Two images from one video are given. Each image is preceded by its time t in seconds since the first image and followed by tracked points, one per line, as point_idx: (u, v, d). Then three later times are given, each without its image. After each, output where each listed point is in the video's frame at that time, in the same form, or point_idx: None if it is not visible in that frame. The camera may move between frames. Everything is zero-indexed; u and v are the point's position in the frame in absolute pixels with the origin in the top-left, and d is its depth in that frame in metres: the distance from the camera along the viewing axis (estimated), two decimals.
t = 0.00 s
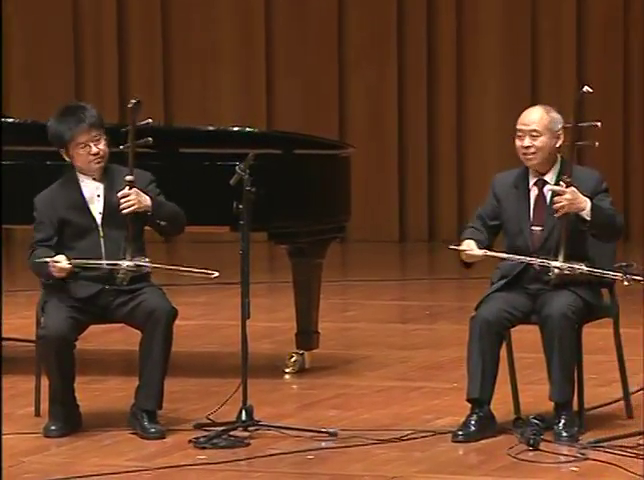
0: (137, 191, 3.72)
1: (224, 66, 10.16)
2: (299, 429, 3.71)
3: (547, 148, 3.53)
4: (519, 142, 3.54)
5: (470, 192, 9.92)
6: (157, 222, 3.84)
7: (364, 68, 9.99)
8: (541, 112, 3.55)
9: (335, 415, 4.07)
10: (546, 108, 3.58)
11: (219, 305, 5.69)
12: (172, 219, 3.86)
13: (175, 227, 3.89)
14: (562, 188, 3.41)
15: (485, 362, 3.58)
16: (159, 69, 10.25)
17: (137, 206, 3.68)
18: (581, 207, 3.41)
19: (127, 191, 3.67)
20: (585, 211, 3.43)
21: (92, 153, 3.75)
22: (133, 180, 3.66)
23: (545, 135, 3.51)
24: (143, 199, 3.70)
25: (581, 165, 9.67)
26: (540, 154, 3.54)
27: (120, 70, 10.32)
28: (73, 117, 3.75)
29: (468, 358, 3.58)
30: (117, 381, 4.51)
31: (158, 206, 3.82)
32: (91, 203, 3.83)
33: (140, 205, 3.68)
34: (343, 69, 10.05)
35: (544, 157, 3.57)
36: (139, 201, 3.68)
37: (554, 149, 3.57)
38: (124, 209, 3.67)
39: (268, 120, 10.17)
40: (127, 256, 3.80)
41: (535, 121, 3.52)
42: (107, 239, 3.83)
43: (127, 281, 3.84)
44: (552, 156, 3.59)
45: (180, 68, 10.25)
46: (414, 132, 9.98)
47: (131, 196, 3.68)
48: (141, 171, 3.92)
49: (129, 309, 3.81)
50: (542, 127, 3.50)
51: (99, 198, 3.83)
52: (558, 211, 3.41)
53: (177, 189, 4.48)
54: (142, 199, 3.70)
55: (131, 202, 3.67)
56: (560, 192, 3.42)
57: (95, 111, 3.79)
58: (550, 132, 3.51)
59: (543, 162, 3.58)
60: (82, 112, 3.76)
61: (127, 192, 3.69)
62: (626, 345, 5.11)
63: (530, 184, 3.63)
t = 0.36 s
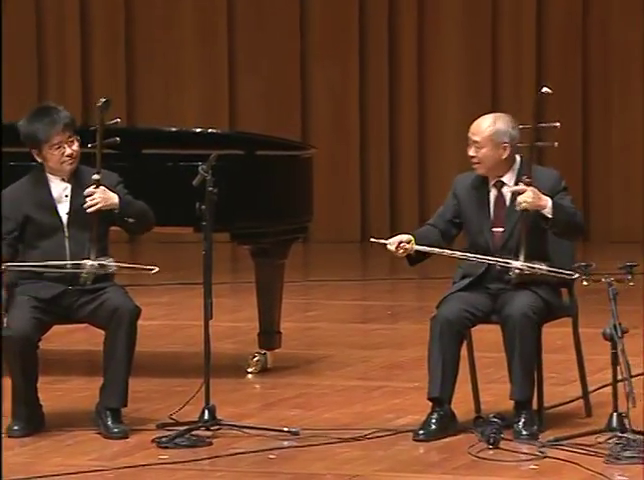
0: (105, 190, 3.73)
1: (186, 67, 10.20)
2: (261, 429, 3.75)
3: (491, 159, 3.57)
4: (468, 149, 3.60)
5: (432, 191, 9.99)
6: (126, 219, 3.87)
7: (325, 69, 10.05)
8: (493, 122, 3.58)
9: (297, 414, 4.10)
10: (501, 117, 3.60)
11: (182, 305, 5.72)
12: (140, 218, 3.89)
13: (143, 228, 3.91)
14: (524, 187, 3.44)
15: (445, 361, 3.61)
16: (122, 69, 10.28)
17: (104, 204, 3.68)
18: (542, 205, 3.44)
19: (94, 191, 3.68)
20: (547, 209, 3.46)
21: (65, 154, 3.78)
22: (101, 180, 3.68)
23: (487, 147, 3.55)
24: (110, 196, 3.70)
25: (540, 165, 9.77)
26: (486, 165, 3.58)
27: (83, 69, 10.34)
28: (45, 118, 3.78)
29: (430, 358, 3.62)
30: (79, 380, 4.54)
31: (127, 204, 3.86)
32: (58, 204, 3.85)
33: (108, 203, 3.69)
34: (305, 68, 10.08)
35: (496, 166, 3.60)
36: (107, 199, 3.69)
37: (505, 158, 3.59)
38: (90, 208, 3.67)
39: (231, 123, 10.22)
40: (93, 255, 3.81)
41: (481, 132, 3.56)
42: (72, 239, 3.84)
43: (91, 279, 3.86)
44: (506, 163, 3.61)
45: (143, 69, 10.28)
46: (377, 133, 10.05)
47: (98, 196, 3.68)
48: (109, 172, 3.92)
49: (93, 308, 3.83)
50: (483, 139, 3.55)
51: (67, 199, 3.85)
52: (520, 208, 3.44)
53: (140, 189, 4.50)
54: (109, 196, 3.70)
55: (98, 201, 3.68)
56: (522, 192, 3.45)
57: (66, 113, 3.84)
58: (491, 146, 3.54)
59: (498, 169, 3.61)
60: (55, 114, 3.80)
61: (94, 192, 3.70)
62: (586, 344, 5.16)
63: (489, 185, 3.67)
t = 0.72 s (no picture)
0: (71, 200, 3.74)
1: (141, 68, 10.25)
2: (216, 428, 3.78)
3: (430, 161, 3.62)
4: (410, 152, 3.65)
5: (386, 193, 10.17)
6: (84, 232, 3.86)
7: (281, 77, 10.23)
8: (433, 125, 3.63)
9: (253, 414, 4.14)
10: (446, 122, 3.65)
11: (137, 305, 5.74)
12: (99, 231, 3.88)
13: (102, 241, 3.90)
14: (473, 184, 3.50)
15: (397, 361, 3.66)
16: (78, 69, 10.34)
17: (70, 211, 3.69)
18: (489, 206, 3.50)
19: (63, 198, 3.69)
20: (494, 210, 3.52)
21: (48, 178, 3.72)
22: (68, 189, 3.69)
23: (426, 149, 3.60)
24: (76, 207, 3.71)
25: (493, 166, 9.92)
26: (427, 167, 3.63)
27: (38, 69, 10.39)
28: (34, 142, 3.71)
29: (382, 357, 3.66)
30: (35, 381, 4.55)
31: (88, 215, 3.85)
32: (24, 210, 3.80)
33: (73, 211, 3.70)
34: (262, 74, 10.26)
35: (438, 167, 3.65)
36: (73, 207, 3.70)
37: (445, 161, 3.64)
38: (55, 212, 3.68)
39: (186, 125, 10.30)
40: (51, 259, 3.81)
41: (421, 134, 3.62)
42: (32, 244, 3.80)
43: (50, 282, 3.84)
44: (448, 164, 3.66)
45: (99, 70, 10.32)
46: (331, 136, 10.24)
47: (66, 200, 3.69)
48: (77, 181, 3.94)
49: (53, 312, 3.82)
50: (422, 139, 3.60)
51: (34, 206, 3.80)
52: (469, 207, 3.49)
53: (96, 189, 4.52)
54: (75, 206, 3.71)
55: (65, 206, 3.69)
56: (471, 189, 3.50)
57: (51, 136, 3.78)
58: (430, 147, 3.59)
59: (440, 170, 3.66)
60: (42, 137, 3.73)
61: (61, 198, 3.70)
62: (538, 343, 5.23)
63: (433, 190, 3.72)
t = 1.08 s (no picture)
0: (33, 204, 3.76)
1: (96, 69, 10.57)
2: (172, 428, 3.81)
3: (389, 159, 3.66)
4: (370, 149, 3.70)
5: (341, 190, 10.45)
6: (47, 237, 3.89)
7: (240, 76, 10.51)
8: (393, 124, 3.68)
9: (209, 414, 4.17)
10: (405, 121, 3.70)
11: (94, 306, 5.78)
12: (61, 236, 3.91)
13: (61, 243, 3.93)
14: (431, 189, 3.54)
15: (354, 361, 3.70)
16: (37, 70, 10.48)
17: (34, 219, 3.72)
18: (448, 209, 3.54)
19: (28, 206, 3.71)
20: (453, 212, 3.56)
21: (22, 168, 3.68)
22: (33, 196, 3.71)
23: (384, 146, 3.64)
24: (39, 212, 3.74)
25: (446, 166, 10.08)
26: (385, 164, 3.67)
27: None
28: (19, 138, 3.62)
29: (339, 356, 3.70)
30: None
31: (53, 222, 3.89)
32: None
33: (38, 220, 3.74)
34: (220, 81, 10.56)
35: (396, 166, 3.69)
36: (37, 215, 3.73)
37: (404, 160, 3.68)
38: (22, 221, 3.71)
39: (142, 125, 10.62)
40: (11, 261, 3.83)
41: (381, 132, 3.66)
42: None
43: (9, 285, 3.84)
44: (407, 163, 3.70)
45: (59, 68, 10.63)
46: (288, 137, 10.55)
47: (30, 209, 3.71)
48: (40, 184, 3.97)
49: (11, 313, 3.82)
50: (381, 137, 3.65)
51: None
52: (427, 212, 3.54)
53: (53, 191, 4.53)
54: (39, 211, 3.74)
55: (29, 215, 3.71)
56: (430, 193, 3.55)
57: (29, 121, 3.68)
58: (390, 144, 3.64)
59: (399, 169, 3.71)
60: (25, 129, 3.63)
61: (25, 205, 3.72)
62: (491, 343, 5.29)
63: (394, 188, 3.76)
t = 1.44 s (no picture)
0: None
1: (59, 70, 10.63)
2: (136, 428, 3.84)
3: (340, 160, 3.71)
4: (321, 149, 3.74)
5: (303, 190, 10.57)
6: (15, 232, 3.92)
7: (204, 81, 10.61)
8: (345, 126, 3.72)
9: (173, 414, 4.20)
10: (356, 122, 3.74)
11: (59, 306, 5.81)
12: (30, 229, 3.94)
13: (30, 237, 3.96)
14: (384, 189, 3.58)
15: (314, 362, 3.74)
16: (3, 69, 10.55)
17: None
18: (402, 207, 3.58)
19: None
20: (408, 211, 3.60)
21: None
22: None
23: (335, 148, 3.69)
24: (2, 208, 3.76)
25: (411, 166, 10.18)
26: (335, 165, 3.71)
27: None
28: None
29: (299, 358, 3.74)
30: None
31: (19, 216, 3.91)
32: None
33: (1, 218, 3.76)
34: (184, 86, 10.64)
35: (349, 166, 3.73)
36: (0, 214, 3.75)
37: (356, 161, 3.72)
38: None
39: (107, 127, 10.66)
40: None
41: (332, 133, 3.70)
42: None
43: None
44: (358, 164, 3.73)
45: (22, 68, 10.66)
46: (253, 137, 10.63)
47: None
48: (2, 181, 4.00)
49: None
50: (332, 139, 3.69)
51: None
52: (382, 211, 3.57)
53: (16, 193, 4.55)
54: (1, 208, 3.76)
55: None
56: (383, 193, 3.59)
57: None
58: (338, 146, 3.69)
59: (351, 170, 3.74)
60: None
61: None
62: (454, 342, 5.34)
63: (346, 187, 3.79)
